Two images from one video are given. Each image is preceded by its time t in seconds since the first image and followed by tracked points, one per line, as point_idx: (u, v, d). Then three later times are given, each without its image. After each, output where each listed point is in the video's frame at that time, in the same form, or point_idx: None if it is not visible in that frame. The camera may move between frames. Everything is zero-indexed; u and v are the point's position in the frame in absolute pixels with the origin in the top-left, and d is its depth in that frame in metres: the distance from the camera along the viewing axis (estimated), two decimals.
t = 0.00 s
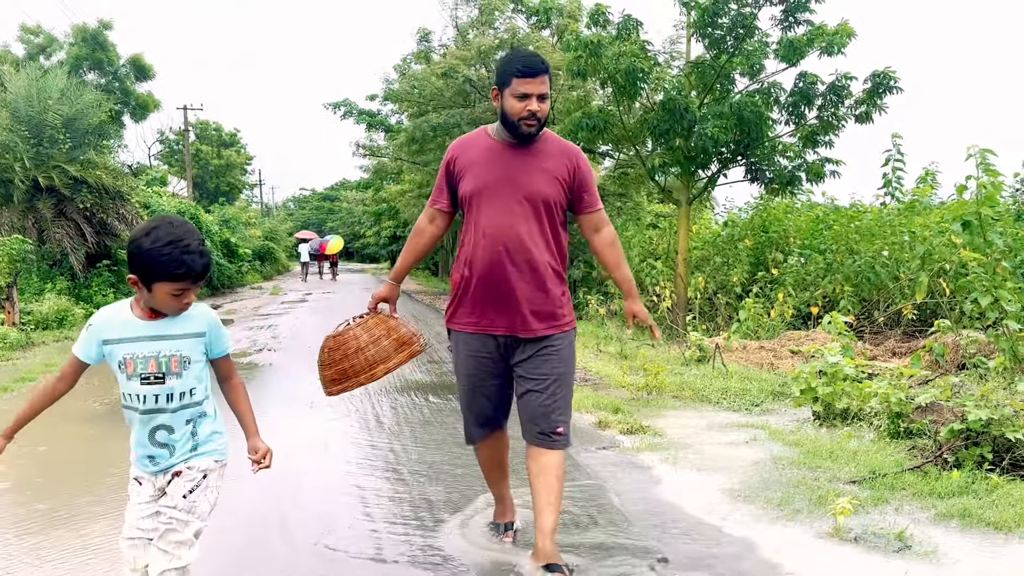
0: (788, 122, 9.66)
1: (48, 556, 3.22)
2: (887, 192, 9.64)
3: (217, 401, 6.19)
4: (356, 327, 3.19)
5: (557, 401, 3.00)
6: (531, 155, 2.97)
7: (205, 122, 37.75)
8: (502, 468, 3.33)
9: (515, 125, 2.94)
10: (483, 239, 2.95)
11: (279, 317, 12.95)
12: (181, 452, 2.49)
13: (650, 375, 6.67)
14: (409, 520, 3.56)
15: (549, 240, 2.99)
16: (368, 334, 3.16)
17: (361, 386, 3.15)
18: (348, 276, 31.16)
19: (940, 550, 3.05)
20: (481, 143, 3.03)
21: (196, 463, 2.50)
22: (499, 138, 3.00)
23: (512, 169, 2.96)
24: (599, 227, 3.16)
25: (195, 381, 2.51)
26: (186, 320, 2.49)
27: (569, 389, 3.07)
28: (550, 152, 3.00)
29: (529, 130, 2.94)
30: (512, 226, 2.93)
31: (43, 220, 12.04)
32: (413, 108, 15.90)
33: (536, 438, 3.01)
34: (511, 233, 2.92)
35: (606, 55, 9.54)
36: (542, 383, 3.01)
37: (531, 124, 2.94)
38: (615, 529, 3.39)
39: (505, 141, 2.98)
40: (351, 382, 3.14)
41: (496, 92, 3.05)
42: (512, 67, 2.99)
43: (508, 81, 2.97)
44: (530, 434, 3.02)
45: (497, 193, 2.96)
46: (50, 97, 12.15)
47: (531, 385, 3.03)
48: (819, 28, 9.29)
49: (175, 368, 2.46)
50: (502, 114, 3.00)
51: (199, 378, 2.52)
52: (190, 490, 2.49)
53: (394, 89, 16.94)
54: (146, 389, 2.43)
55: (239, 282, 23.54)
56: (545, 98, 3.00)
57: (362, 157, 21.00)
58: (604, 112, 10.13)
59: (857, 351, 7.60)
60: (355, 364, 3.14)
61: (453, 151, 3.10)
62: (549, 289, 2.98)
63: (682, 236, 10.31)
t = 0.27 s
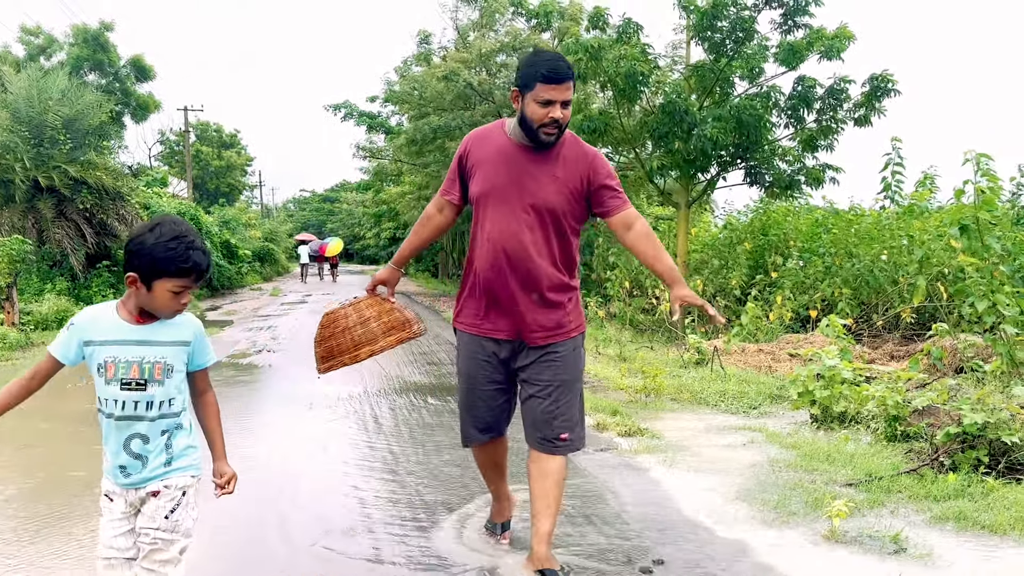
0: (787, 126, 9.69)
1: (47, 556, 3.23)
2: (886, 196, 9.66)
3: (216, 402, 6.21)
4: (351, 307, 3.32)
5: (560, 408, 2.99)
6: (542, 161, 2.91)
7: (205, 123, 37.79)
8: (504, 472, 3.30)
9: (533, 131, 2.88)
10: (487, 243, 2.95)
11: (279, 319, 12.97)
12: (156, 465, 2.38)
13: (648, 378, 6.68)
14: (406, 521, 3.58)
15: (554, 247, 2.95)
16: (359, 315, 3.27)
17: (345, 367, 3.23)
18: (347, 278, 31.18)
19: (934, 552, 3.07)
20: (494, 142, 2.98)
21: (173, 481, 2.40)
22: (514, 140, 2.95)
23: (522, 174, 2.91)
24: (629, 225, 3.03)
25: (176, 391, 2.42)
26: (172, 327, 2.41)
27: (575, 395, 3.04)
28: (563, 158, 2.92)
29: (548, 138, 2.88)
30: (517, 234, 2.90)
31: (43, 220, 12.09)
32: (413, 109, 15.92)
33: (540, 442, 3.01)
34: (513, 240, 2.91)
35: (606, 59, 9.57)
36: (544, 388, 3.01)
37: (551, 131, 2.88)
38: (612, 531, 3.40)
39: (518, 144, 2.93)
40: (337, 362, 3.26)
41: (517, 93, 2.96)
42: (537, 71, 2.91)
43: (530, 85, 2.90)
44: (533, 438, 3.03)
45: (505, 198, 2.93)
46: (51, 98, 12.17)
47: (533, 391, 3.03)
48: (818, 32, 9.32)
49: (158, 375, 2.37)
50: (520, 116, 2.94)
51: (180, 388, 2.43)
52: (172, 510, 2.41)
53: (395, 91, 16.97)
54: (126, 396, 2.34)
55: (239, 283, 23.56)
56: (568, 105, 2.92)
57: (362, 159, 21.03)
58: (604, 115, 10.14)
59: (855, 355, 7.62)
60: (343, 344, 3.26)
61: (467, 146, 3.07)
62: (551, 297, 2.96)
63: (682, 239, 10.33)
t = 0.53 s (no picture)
0: (785, 129, 9.73)
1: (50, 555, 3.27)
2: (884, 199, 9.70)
3: (216, 403, 6.25)
4: (355, 298, 3.37)
5: (559, 411, 3.02)
6: (547, 166, 2.94)
7: (206, 124, 37.82)
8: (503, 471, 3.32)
9: (539, 135, 2.90)
10: (489, 245, 3.00)
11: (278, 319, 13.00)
12: (145, 470, 2.38)
13: (646, 380, 6.71)
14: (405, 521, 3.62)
15: (556, 252, 2.98)
16: (363, 304, 3.32)
17: (342, 354, 3.21)
18: (347, 279, 31.21)
19: (926, 552, 3.11)
20: (501, 144, 3.02)
21: (162, 489, 2.40)
22: (520, 143, 2.98)
23: (525, 178, 2.94)
24: (631, 230, 2.97)
25: (169, 393, 2.44)
26: (166, 328, 2.44)
27: (575, 399, 3.06)
28: (569, 163, 2.94)
29: (553, 142, 2.91)
30: (518, 237, 2.94)
31: (43, 221, 12.18)
32: (413, 111, 15.96)
33: (538, 444, 3.05)
34: (514, 243, 2.95)
35: (606, 62, 9.61)
36: (544, 391, 3.03)
37: (556, 136, 2.90)
38: (609, 531, 3.44)
39: (524, 149, 2.96)
40: (334, 350, 3.24)
41: (524, 96, 2.99)
42: (544, 74, 2.93)
43: (536, 89, 2.92)
44: (532, 440, 3.06)
45: (507, 202, 2.96)
46: (52, 99, 12.22)
47: (534, 394, 3.06)
48: (817, 35, 9.36)
49: (150, 376, 2.39)
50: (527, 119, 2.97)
51: (173, 391, 2.46)
52: (161, 519, 2.41)
53: (395, 93, 17.01)
54: (118, 397, 2.36)
55: (239, 284, 23.61)
56: (574, 110, 2.95)
57: (362, 160, 21.07)
58: (603, 118, 10.16)
59: (853, 357, 7.65)
60: (344, 330, 3.27)
61: (475, 146, 3.11)
62: (550, 302, 2.99)
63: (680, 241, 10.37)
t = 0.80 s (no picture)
0: (783, 132, 9.76)
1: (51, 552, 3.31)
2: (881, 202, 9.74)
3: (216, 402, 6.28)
4: (360, 298, 3.40)
5: (554, 413, 3.05)
6: (545, 168, 2.98)
7: (206, 124, 37.85)
8: (499, 468, 3.34)
9: (538, 137, 2.94)
10: (487, 245, 3.04)
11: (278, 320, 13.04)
12: (121, 475, 2.37)
13: (643, 381, 6.74)
14: (400, 519, 3.67)
15: (552, 254, 3.01)
16: (367, 303, 3.35)
17: (347, 353, 3.23)
18: (347, 279, 31.23)
19: (916, 552, 3.15)
20: (502, 146, 3.07)
21: (137, 496, 2.37)
22: (521, 145, 3.03)
23: (524, 180, 2.99)
24: (609, 239, 2.94)
25: (148, 397, 2.41)
26: (146, 330, 2.42)
27: (572, 399, 3.09)
28: (568, 166, 2.98)
29: (552, 144, 2.94)
30: (515, 238, 2.98)
31: (44, 221, 12.17)
32: (413, 112, 16.00)
33: (535, 445, 3.08)
34: (510, 244, 2.99)
35: (605, 64, 9.65)
36: (539, 393, 3.07)
37: (554, 138, 2.93)
38: (604, 531, 3.47)
39: (523, 151, 3.00)
40: (340, 349, 3.28)
41: (525, 99, 3.02)
42: (541, 77, 2.94)
43: (534, 91, 2.95)
44: (528, 442, 3.10)
45: (506, 202, 3.01)
46: (53, 99, 12.25)
47: (530, 395, 3.09)
48: (816, 39, 9.39)
49: (127, 379, 2.38)
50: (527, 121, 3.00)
51: (152, 394, 2.42)
52: (137, 527, 2.38)
53: (395, 94, 17.04)
54: (96, 399, 2.37)
55: (239, 284, 23.65)
56: (573, 112, 2.96)
57: (362, 161, 21.11)
58: (602, 120, 10.18)
59: (849, 360, 7.68)
60: (349, 329, 3.31)
61: (478, 147, 3.16)
62: (545, 303, 3.01)
63: (678, 243, 10.41)
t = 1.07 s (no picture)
0: (780, 134, 9.83)
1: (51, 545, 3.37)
2: (877, 204, 9.80)
3: (215, 399, 6.35)
4: (355, 295, 3.45)
5: (546, 410, 3.12)
6: (540, 168, 3.04)
7: (207, 124, 37.92)
8: (492, 465, 3.40)
9: (532, 137, 3.00)
10: (482, 243, 3.10)
11: (277, 319, 13.10)
12: (81, 477, 2.34)
13: (639, 381, 6.80)
14: (395, 513, 3.73)
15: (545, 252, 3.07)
16: (363, 300, 3.40)
17: (343, 351, 3.30)
18: (347, 280, 31.28)
19: (901, 547, 3.21)
20: (498, 145, 3.13)
21: (96, 499, 2.34)
22: (516, 144, 3.09)
23: (519, 179, 3.05)
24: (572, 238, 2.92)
25: (101, 395, 2.38)
26: (98, 328, 2.39)
27: (565, 397, 3.16)
28: (562, 166, 3.05)
29: (545, 144, 3.00)
30: (510, 236, 3.04)
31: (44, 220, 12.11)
32: (413, 113, 16.08)
33: (529, 443, 3.14)
34: (505, 241, 3.05)
35: (603, 66, 9.72)
36: (531, 391, 3.13)
37: (548, 137, 2.99)
38: (595, 525, 3.54)
39: (518, 150, 3.06)
40: (336, 348, 3.34)
41: (519, 100, 3.08)
42: (534, 78, 3.00)
43: (527, 91, 3.01)
44: (522, 439, 3.16)
45: (501, 201, 3.07)
46: (54, 99, 12.33)
47: (522, 393, 3.15)
48: (814, 41, 9.45)
49: (78, 377, 2.36)
50: (522, 122, 3.06)
51: (106, 393, 2.38)
52: (102, 529, 2.36)
53: (395, 95, 17.11)
54: (53, 399, 2.37)
55: (238, 284, 23.72)
56: (565, 112, 3.01)
57: (363, 161, 21.18)
58: (600, 122, 10.23)
59: (843, 360, 7.74)
60: (345, 328, 3.36)
61: (474, 147, 3.22)
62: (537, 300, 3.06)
63: (675, 244, 10.48)
